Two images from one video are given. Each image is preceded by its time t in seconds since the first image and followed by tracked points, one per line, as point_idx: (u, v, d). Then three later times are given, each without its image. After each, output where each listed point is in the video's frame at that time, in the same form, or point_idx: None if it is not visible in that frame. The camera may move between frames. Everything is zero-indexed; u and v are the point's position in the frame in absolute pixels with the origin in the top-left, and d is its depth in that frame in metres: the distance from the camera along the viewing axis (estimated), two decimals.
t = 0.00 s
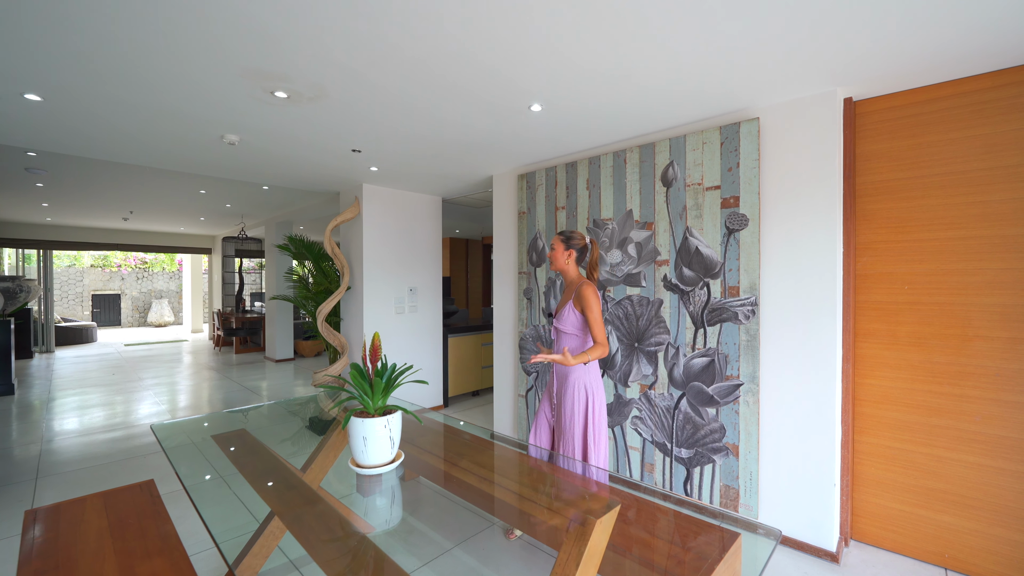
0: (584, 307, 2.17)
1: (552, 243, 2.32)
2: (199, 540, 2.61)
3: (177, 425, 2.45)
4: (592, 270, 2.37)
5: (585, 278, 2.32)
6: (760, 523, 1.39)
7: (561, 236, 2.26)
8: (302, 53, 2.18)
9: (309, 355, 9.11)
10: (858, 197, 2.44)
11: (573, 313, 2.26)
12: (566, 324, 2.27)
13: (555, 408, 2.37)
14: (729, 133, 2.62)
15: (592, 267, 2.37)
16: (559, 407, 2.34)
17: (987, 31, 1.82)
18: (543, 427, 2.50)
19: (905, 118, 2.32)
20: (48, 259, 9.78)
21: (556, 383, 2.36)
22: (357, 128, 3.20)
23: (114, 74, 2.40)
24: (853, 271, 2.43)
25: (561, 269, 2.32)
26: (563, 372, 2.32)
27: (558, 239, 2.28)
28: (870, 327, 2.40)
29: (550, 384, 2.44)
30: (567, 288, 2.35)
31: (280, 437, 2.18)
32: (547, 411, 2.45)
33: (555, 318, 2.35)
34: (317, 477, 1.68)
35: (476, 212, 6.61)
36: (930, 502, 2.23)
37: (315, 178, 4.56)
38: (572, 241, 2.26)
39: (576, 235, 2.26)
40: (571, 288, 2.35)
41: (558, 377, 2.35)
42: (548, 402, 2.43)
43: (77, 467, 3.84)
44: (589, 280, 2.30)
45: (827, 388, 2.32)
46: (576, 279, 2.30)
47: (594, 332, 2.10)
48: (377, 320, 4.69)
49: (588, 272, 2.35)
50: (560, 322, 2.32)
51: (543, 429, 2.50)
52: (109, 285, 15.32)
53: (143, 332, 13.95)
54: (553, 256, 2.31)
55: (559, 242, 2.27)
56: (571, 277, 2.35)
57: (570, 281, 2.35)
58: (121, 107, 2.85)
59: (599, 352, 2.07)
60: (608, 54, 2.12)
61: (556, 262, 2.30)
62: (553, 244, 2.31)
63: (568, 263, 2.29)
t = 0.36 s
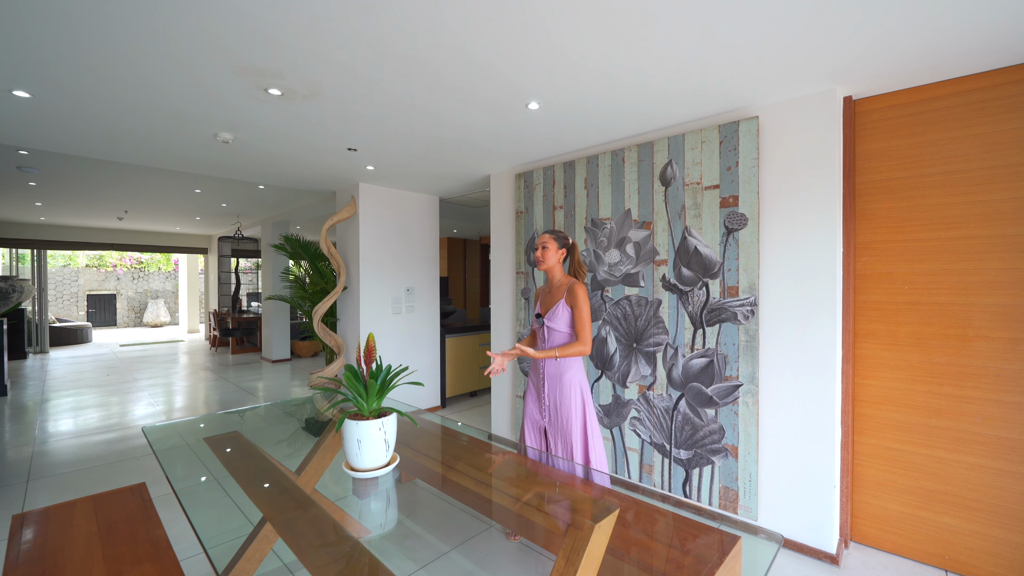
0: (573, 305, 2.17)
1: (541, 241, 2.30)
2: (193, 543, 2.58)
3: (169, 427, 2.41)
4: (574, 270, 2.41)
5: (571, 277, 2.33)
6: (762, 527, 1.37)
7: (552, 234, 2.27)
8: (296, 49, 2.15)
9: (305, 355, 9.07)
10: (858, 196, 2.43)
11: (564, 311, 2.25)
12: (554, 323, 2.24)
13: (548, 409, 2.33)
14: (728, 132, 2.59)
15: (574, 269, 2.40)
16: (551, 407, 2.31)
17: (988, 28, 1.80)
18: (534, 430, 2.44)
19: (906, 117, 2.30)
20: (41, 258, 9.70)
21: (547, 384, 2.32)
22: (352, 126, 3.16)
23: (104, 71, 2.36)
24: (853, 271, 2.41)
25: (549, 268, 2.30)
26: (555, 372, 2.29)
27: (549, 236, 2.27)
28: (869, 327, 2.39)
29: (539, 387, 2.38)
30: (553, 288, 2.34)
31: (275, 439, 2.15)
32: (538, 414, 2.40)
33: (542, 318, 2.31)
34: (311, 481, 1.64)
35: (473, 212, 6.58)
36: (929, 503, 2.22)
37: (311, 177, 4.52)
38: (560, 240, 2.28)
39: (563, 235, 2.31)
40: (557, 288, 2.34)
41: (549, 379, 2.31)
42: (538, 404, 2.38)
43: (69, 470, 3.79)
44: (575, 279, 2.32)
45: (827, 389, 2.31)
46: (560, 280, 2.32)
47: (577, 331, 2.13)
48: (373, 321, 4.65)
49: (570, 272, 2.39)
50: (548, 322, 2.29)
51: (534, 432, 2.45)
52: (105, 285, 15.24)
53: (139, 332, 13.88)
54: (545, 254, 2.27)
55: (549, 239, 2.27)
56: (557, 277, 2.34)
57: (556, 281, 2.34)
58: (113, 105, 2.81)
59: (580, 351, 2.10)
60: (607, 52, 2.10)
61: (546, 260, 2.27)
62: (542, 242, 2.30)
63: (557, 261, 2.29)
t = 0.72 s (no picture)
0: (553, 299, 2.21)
1: (523, 243, 2.28)
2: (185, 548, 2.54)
3: (160, 429, 2.37)
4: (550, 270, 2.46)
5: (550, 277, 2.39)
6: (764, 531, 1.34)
7: (535, 236, 2.27)
8: (288, 45, 2.10)
9: (303, 356, 9.02)
10: (859, 195, 2.40)
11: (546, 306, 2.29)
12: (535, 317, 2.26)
13: (526, 411, 2.29)
14: (728, 130, 2.56)
15: (548, 268, 2.44)
16: (531, 410, 2.27)
17: (994, 25, 1.77)
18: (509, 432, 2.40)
19: (907, 115, 2.27)
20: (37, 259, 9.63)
21: (527, 385, 2.29)
22: (347, 124, 3.12)
23: (93, 67, 2.31)
24: (854, 271, 2.38)
25: (530, 269, 2.31)
26: (535, 372, 2.27)
27: (532, 240, 2.27)
28: (871, 328, 2.36)
29: (515, 386, 2.34)
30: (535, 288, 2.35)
31: (267, 442, 2.11)
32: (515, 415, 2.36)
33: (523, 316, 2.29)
34: (303, 485, 1.60)
35: (471, 212, 6.54)
36: (932, 507, 2.19)
37: (306, 176, 4.48)
38: (543, 243, 2.30)
39: (545, 237, 2.33)
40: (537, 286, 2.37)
41: (528, 378, 2.28)
42: (516, 406, 2.33)
43: (63, 472, 3.75)
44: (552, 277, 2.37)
45: (828, 391, 2.28)
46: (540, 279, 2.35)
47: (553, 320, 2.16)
48: (370, 321, 4.61)
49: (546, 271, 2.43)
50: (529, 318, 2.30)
51: (510, 433, 2.40)
52: (101, 285, 15.18)
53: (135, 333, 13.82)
54: (527, 257, 2.27)
55: (531, 241, 2.27)
56: (536, 276, 2.37)
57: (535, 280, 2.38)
58: (104, 102, 2.77)
59: (555, 341, 2.08)
60: (606, 48, 2.06)
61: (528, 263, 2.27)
62: (524, 245, 2.28)
63: (538, 264, 2.31)
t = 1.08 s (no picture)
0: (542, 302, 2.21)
1: (512, 243, 2.24)
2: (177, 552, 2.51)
3: (150, 431, 2.33)
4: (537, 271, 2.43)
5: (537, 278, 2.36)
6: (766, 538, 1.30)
7: (524, 236, 2.23)
8: (279, 40, 2.06)
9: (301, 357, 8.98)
10: (861, 195, 2.37)
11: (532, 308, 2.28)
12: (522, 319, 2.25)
13: (512, 410, 2.28)
14: (728, 129, 2.53)
15: (535, 268, 2.41)
16: (516, 408, 2.26)
17: (1001, 20, 1.73)
18: (495, 431, 2.39)
19: (910, 113, 2.24)
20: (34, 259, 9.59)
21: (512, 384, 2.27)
22: (342, 122, 3.08)
23: (82, 63, 2.27)
24: (856, 271, 2.35)
25: (518, 270, 2.27)
26: (521, 371, 2.25)
27: (522, 239, 2.23)
28: (873, 329, 2.33)
29: (501, 387, 2.31)
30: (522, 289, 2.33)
31: (260, 445, 2.07)
32: (500, 414, 2.34)
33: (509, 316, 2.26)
34: (295, 492, 1.56)
35: (470, 212, 6.51)
36: (936, 511, 2.16)
37: (303, 175, 4.44)
38: (531, 243, 2.26)
39: (533, 237, 2.29)
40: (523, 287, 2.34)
41: (513, 377, 2.26)
42: (501, 405, 2.32)
43: (57, 474, 3.70)
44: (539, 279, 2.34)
45: (830, 393, 2.24)
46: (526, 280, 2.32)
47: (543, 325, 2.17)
48: (367, 322, 4.57)
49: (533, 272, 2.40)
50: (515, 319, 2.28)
51: (497, 434, 2.38)
52: (99, 285, 15.12)
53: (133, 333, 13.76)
54: (516, 257, 2.23)
55: (519, 241, 2.23)
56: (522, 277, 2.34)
57: (522, 280, 2.34)
58: (94, 100, 2.72)
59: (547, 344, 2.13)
60: (603, 45, 2.01)
61: (516, 263, 2.23)
62: (513, 245, 2.24)
63: (526, 264, 2.27)
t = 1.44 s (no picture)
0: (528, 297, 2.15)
1: (504, 243, 2.21)
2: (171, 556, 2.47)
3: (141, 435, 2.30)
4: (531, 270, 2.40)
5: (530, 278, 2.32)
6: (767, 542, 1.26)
7: (516, 236, 2.20)
8: (269, 35, 2.01)
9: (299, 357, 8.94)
10: (863, 193, 2.33)
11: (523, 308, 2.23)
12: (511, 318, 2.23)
13: (503, 413, 2.25)
14: (728, 127, 2.49)
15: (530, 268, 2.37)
16: (507, 410, 2.23)
17: (1006, 16, 1.69)
18: (487, 433, 2.36)
19: (912, 110, 2.20)
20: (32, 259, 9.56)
21: (503, 386, 2.24)
22: (337, 121, 3.04)
23: (69, 59, 2.23)
24: (858, 271, 2.31)
25: (510, 270, 2.24)
26: (513, 373, 2.21)
27: (514, 240, 2.20)
28: (875, 330, 2.29)
29: (494, 389, 2.28)
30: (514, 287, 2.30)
31: (252, 448, 2.04)
32: (492, 416, 2.31)
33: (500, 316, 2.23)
34: (287, 497, 1.52)
35: (468, 212, 6.48)
36: (940, 515, 2.12)
37: (299, 174, 4.41)
38: (524, 243, 2.23)
39: (526, 238, 2.27)
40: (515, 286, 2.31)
41: (505, 379, 2.22)
42: (493, 407, 2.29)
43: (49, 477, 3.66)
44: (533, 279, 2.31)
45: (831, 395, 2.21)
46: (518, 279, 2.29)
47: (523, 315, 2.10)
48: (364, 323, 4.53)
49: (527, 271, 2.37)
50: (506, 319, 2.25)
51: (490, 437, 2.34)
52: (98, 285, 15.09)
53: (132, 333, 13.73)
54: (508, 257, 2.20)
55: (511, 240, 2.20)
56: (515, 277, 2.31)
57: (515, 280, 2.32)
58: (84, 98, 2.67)
59: (519, 332, 2.03)
60: (600, 40, 1.97)
61: (508, 263, 2.20)
62: (505, 245, 2.21)
63: (519, 264, 2.24)
